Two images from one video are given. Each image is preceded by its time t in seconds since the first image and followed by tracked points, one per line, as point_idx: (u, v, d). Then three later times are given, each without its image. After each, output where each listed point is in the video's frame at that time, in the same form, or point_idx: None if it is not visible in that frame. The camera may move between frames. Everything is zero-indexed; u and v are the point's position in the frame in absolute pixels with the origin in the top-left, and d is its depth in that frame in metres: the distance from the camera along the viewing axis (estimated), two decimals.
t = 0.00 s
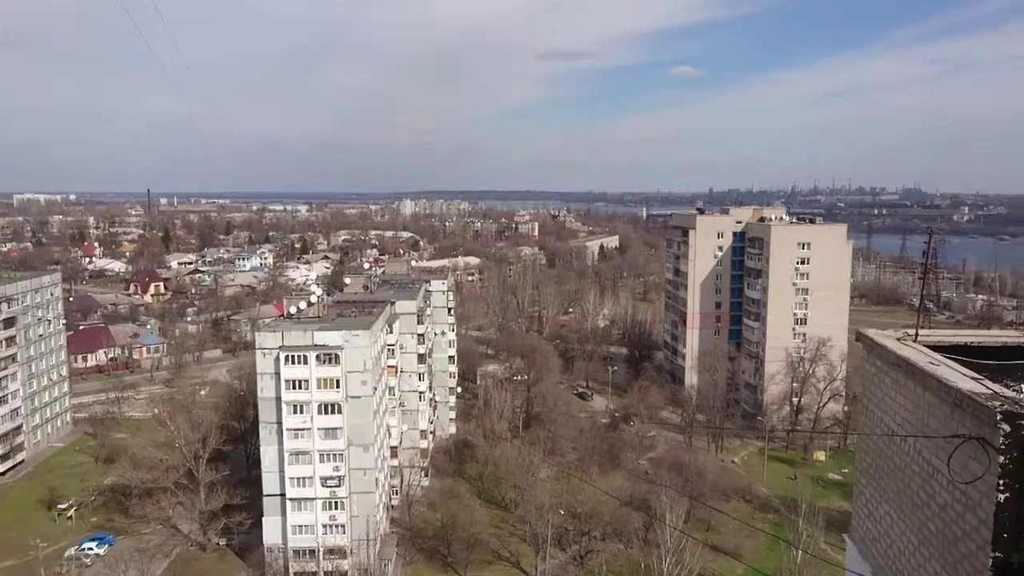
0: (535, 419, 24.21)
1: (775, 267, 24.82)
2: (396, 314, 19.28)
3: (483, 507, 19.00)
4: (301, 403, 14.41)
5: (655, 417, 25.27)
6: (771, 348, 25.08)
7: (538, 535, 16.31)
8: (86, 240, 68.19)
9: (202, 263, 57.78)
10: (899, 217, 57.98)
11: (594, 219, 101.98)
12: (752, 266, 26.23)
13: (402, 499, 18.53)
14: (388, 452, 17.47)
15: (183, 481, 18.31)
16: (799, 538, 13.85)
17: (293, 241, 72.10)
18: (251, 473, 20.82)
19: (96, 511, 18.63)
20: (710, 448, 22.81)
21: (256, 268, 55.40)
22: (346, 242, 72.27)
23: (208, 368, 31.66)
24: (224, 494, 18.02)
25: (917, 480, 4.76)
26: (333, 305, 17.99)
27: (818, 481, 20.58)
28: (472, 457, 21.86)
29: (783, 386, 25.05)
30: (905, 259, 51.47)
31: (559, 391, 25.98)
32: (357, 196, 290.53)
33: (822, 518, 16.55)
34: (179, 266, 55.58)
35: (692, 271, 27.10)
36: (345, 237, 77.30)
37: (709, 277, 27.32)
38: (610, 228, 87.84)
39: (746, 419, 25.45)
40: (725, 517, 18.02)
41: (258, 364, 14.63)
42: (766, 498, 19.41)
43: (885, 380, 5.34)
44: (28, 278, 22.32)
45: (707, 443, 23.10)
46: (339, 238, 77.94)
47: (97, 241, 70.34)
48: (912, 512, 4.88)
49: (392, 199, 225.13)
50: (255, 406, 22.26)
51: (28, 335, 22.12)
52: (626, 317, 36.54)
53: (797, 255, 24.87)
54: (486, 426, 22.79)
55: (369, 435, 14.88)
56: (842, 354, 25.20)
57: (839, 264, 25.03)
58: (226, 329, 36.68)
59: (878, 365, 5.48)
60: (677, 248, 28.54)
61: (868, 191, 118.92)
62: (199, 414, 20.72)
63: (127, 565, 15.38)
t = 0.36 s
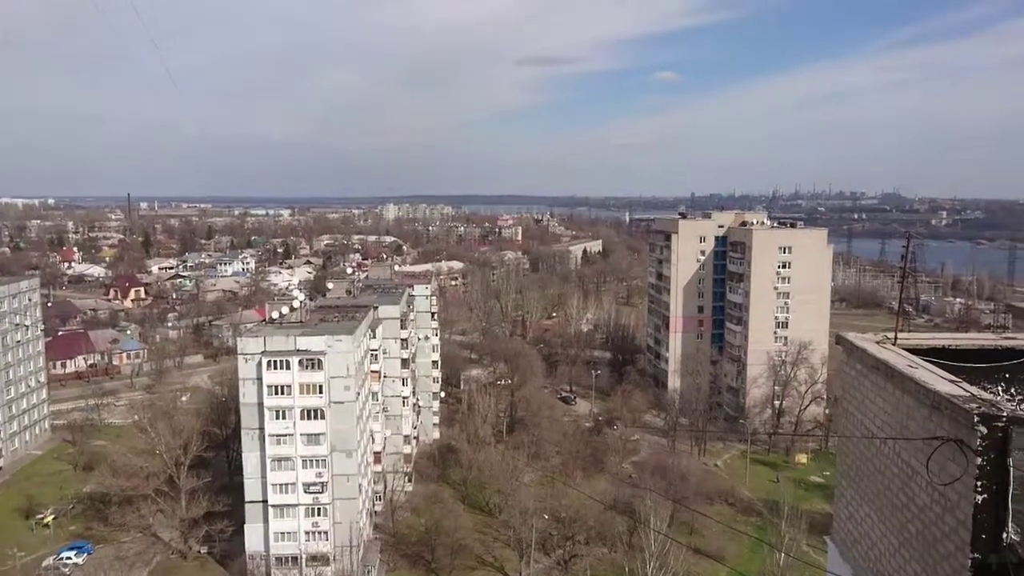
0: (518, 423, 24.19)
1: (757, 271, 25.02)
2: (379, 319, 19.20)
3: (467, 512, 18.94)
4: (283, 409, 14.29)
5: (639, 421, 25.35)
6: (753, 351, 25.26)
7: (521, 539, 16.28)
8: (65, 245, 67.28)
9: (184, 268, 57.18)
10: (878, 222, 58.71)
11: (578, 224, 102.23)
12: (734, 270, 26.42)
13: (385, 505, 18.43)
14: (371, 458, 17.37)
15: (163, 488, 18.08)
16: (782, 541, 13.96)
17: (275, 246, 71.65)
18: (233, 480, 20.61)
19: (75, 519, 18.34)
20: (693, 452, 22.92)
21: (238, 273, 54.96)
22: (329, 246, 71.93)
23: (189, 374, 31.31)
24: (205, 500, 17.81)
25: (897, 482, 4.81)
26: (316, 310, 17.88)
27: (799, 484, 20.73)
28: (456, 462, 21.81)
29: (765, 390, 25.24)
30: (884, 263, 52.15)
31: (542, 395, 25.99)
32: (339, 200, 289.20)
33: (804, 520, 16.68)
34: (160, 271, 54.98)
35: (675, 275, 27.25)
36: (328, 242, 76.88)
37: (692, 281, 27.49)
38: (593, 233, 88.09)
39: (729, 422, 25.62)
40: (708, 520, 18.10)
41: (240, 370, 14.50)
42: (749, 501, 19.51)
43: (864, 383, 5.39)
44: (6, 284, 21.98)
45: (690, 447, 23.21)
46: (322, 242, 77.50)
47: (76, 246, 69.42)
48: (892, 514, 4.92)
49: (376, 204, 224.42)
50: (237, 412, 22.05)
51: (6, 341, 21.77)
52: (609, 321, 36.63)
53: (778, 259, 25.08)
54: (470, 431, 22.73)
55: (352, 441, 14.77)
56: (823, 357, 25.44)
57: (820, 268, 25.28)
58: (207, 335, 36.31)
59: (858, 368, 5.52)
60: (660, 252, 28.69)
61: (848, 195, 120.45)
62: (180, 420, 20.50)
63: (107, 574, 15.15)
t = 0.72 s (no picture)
0: (502, 427, 24.15)
1: (739, 274, 25.20)
2: (362, 324, 19.10)
3: (450, 516, 18.88)
4: (266, 413, 14.16)
5: (623, 424, 25.42)
6: (735, 354, 25.42)
7: (506, 543, 16.24)
8: (43, 249, 66.32)
9: (164, 272, 56.57)
10: (858, 225, 59.38)
11: (561, 227, 102.35)
12: (717, 273, 26.60)
13: (369, 510, 18.33)
14: (354, 462, 17.24)
15: (144, 494, 17.85)
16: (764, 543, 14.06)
17: (257, 250, 71.07)
18: (215, 485, 20.38)
19: (53, 526, 18.05)
20: (677, 454, 23.02)
21: (219, 277, 54.48)
22: (311, 250, 71.50)
23: (170, 379, 30.96)
24: (187, 506, 17.60)
25: (877, 483, 4.85)
26: (298, 315, 17.75)
27: (782, 486, 20.89)
28: (440, 466, 21.73)
29: (748, 393, 25.41)
30: (865, 266, 52.75)
31: (526, 399, 25.99)
32: (322, 204, 287.64)
33: (786, 522, 16.80)
34: (140, 275, 54.34)
35: (658, 278, 27.38)
36: (311, 245, 76.41)
37: (675, 284, 27.63)
38: (577, 236, 88.31)
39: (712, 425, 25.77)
40: (692, 523, 18.17)
41: (222, 374, 14.36)
42: (732, 503, 19.62)
43: (845, 385, 5.43)
44: None
45: (674, 449, 23.32)
46: (305, 246, 77.00)
47: (54, 250, 68.45)
48: (873, 514, 4.97)
49: (359, 207, 223.35)
50: (219, 417, 21.82)
51: None
52: (592, 324, 36.71)
53: (761, 263, 25.27)
54: (454, 435, 22.65)
55: (335, 446, 14.66)
56: (805, 360, 25.65)
57: (801, 271, 25.50)
58: (188, 339, 35.93)
59: (838, 370, 5.57)
60: (644, 255, 28.82)
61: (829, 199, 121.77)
62: (161, 425, 20.26)
63: None
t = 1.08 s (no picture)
0: (485, 430, 24.08)
1: (720, 276, 25.39)
2: (344, 327, 18.97)
3: (433, 519, 18.80)
4: (246, 417, 14.02)
5: (605, 427, 25.49)
6: (717, 356, 25.58)
7: (489, 547, 16.20)
8: (18, 252, 65.16)
9: (143, 275, 55.83)
10: (838, 228, 60.02)
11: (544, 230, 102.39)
12: (699, 276, 26.78)
13: (350, 514, 18.23)
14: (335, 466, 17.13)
15: (122, 499, 17.60)
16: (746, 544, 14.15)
17: (237, 253, 70.35)
18: (195, 489, 20.12)
19: (29, 533, 17.71)
20: (659, 457, 23.12)
21: (199, 280, 53.86)
22: (292, 253, 70.95)
23: (150, 383, 30.53)
24: (166, 511, 17.36)
25: (856, 483, 4.90)
26: (279, 318, 17.61)
27: (763, 487, 21.04)
28: (423, 469, 21.64)
29: (730, 395, 25.59)
30: (844, 269, 53.35)
31: (509, 402, 25.97)
32: (304, 206, 285.84)
33: (768, 524, 16.93)
34: (118, 278, 53.59)
35: (640, 281, 27.51)
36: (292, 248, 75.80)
37: (657, 287, 27.78)
38: (560, 239, 88.41)
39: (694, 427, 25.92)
40: (674, 525, 18.22)
41: (201, 378, 14.19)
42: (714, 505, 19.72)
43: (825, 386, 5.48)
44: None
45: (656, 452, 23.43)
46: (286, 249, 76.38)
47: (29, 252, 67.29)
48: (852, 514, 5.01)
49: (341, 210, 222.59)
50: (199, 421, 21.57)
51: None
52: (575, 327, 36.79)
53: (741, 266, 25.47)
54: (436, 438, 22.58)
55: (317, 449, 14.55)
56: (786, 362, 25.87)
57: (782, 273, 25.73)
58: (167, 343, 35.47)
59: (818, 372, 5.62)
60: (626, 258, 28.95)
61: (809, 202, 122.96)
62: (140, 429, 20.01)
63: None
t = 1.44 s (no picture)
0: (468, 433, 24.04)
1: (703, 279, 25.55)
2: (326, 330, 18.85)
3: (415, 523, 18.72)
4: (226, 421, 13.87)
5: (587, 429, 25.55)
6: (699, 359, 25.73)
7: (472, 550, 16.17)
8: None
9: (122, 278, 55.20)
10: (818, 231, 60.58)
11: (527, 233, 102.52)
12: (681, 278, 26.94)
13: (332, 518, 18.11)
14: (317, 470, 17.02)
15: (100, 505, 17.36)
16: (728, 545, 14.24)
17: (219, 255, 69.76)
18: (175, 494, 19.90)
19: (4, 540, 17.41)
20: (642, 459, 23.21)
21: (179, 283, 53.32)
22: (274, 255, 70.42)
23: (129, 386, 30.16)
24: (145, 516, 17.14)
25: (836, 484, 4.94)
26: (260, 321, 17.48)
27: (745, 489, 21.20)
28: (405, 473, 21.56)
29: (712, 397, 25.75)
30: (824, 272, 53.88)
31: (491, 405, 25.95)
32: (286, 209, 283.99)
33: (749, 525, 17.05)
34: (97, 281, 52.94)
35: (623, 284, 27.62)
36: (274, 251, 75.27)
37: (640, 290, 27.90)
38: (543, 242, 88.56)
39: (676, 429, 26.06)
40: (656, 527, 18.29)
41: (181, 382, 14.02)
42: (696, 507, 19.83)
43: (805, 389, 5.52)
44: None
45: (639, 454, 23.51)
46: (267, 251, 75.84)
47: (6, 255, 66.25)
48: (832, 515, 5.05)
49: (324, 212, 221.18)
50: (179, 425, 21.33)
51: None
52: (557, 329, 36.84)
53: (723, 268, 25.64)
54: (418, 442, 22.51)
55: (298, 453, 14.43)
56: (767, 364, 26.08)
57: (763, 276, 25.95)
58: (147, 346, 35.07)
59: (798, 374, 5.67)
60: (608, 261, 29.06)
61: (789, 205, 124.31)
62: (119, 434, 19.76)
63: None
